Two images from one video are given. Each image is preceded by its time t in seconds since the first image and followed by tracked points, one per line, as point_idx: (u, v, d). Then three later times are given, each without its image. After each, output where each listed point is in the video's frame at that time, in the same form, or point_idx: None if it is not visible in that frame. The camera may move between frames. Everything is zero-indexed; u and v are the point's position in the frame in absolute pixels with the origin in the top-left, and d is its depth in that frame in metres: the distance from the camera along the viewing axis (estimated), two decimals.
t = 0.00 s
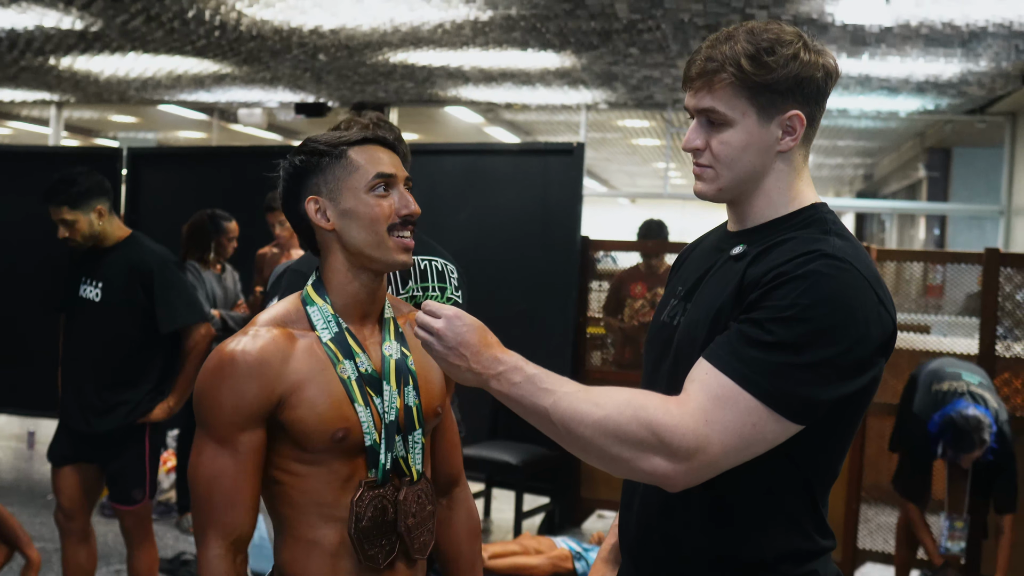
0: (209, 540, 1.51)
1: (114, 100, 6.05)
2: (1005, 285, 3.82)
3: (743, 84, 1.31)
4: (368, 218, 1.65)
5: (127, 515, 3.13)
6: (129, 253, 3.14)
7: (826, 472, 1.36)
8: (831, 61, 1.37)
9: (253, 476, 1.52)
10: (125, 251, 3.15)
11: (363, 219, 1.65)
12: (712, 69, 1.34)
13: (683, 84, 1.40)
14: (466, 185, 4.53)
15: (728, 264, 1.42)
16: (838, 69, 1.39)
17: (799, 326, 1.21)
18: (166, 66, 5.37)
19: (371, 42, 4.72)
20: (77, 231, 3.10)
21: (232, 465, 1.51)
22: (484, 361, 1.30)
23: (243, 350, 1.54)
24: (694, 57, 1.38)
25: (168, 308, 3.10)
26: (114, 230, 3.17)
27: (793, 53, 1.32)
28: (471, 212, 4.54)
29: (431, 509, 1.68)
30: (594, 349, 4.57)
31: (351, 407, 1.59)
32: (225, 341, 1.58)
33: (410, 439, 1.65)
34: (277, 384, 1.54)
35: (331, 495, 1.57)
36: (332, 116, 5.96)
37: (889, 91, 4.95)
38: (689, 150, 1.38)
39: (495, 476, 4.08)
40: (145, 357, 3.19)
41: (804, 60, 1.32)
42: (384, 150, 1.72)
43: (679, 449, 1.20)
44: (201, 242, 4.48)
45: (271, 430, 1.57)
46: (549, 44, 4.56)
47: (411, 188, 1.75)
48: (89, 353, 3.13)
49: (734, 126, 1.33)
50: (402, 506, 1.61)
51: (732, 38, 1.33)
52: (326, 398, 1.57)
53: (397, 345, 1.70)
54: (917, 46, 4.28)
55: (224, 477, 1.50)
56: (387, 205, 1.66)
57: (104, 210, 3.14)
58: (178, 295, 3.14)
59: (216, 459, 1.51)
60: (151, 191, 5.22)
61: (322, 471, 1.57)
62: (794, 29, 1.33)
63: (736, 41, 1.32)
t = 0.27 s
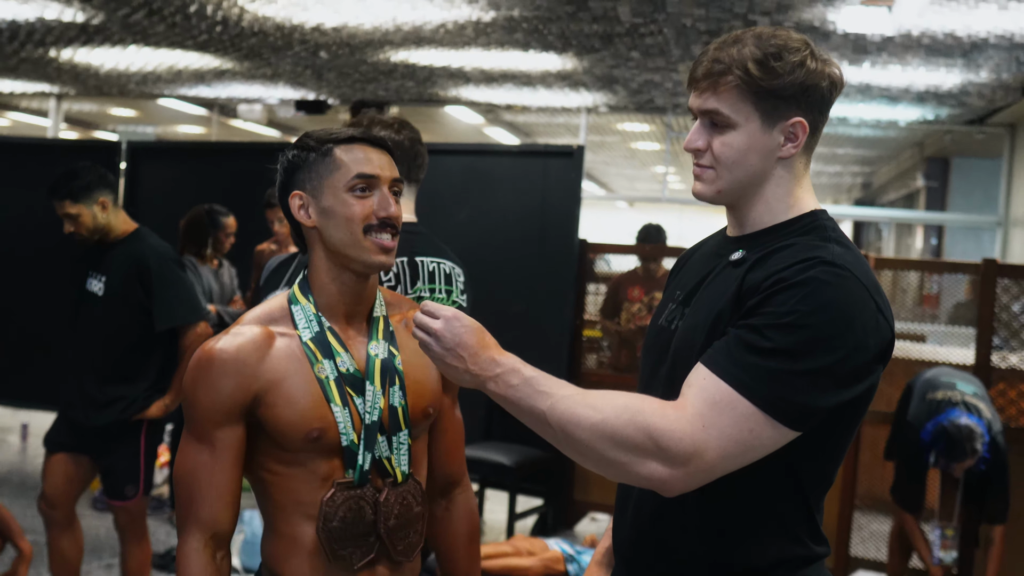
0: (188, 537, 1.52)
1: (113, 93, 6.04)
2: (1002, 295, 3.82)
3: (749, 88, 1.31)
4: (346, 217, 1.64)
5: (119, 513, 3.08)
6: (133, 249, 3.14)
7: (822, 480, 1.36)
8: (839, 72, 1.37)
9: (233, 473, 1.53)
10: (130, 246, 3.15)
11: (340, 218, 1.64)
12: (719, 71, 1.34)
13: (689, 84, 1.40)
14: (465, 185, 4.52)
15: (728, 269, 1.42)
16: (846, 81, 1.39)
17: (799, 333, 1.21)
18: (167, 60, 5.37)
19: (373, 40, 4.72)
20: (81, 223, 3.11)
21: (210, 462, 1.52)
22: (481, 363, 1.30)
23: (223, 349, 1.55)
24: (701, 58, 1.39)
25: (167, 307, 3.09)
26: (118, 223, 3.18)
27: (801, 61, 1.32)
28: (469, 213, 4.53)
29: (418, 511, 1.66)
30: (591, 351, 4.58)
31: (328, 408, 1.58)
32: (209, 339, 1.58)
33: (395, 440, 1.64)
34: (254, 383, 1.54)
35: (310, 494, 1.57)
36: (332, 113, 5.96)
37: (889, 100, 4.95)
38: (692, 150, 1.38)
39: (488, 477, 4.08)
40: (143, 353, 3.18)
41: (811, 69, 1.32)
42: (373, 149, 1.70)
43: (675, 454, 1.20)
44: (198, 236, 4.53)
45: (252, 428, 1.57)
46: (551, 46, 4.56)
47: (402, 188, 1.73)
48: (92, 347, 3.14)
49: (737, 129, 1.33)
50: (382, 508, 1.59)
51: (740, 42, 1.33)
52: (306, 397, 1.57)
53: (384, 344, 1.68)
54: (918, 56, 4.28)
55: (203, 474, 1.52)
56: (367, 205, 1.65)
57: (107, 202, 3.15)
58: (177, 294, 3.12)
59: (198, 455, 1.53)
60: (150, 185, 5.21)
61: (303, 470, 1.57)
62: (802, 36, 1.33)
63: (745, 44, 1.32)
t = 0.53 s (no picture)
0: (180, 527, 1.54)
1: (113, 86, 6.04)
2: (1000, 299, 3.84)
3: (753, 87, 1.31)
4: (329, 205, 1.64)
5: (115, 508, 3.08)
6: (137, 244, 3.13)
7: (816, 480, 1.36)
8: (841, 72, 1.38)
9: (221, 463, 1.55)
10: (135, 240, 3.15)
11: (324, 206, 1.64)
12: (723, 68, 1.34)
13: (693, 81, 1.41)
14: (464, 183, 4.52)
15: (727, 267, 1.42)
16: (848, 81, 1.40)
17: (797, 333, 1.21)
18: (167, 54, 5.36)
19: (374, 37, 4.72)
20: (86, 216, 3.11)
21: (198, 451, 1.54)
22: (477, 359, 1.31)
23: (210, 340, 1.56)
24: (705, 55, 1.39)
25: (168, 303, 3.07)
26: (123, 215, 3.18)
27: (805, 61, 1.32)
28: (468, 210, 4.53)
29: (404, 506, 1.64)
30: (588, 351, 4.58)
31: (308, 400, 1.57)
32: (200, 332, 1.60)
33: (378, 434, 1.61)
34: (235, 374, 1.55)
35: (290, 487, 1.56)
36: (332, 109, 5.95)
37: (889, 103, 4.96)
38: (693, 148, 1.39)
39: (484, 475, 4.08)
40: (143, 348, 3.17)
41: (815, 68, 1.32)
42: (359, 138, 1.70)
43: (673, 451, 1.21)
44: (197, 231, 4.52)
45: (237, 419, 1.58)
46: (552, 45, 4.56)
47: (391, 177, 1.71)
48: (94, 340, 3.14)
49: (740, 127, 1.33)
50: (362, 502, 1.58)
51: (744, 40, 1.34)
52: (287, 388, 1.57)
53: (371, 337, 1.67)
54: (919, 59, 4.28)
55: (192, 464, 1.54)
56: (350, 192, 1.64)
57: (111, 194, 3.15)
58: (178, 289, 3.10)
59: (186, 445, 1.55)
60: (149, 179, 5.21)
61: (285, 462, 1.56)
62: (806, 37, 1.34)
63: (751, 42, 1.33)
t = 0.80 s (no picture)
0: (168, 519, 1.54)
1: (113, 84, 6.03)
2: (1000, 297, 3.84)
3: (752, 83, 1.31)
4: (333, 202, 1.64)
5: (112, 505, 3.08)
6: (136, 241, 3.12)
7: (812, 478, 1.36)
8: (842, 71, 1.38)
9: (213, 459, 1.55)
10: (134, 237, 3.14)
11: (328, 204, 1.64)
12: (723, 64, 1.34)
13: (692, 77, 1.41)
14: (465, 181, 4.52)
15: (724, 264, 1.42)
16: (848, 80, 1.40)
17: (794, 330, 1.21)
18: (166, 52, 5.35)
19: (373, 34, 4.71)
20: (85, 213, 3.09)
21: (191, 445, 1.54)
22: (473, 355, 1.30)
23: (210, 335, 1.57)
24: (705, 52, 1.39)
25: (167, 300, 3.07)
26: (121, 213, 3.17)
27: (806, 58, 1.32)
28: (468, 208, 4.53)
29: (399, 506, 1.64)
30: (587, 349, 4.58)
31: (304, 398, 1.57)
32: (198, 326, 1.61)
33: (374, 433, 1.61)
34: (232, 370, 1.56)
35: (284, 484, 1.57)
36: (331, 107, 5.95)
37: (889, 101, 4.95)
38: (691, 144, 1.38)
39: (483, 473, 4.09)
40: (142, 344, 3.17)
41: (816, 66, 1.32)
42: (367, 137, 1.70)
43: (668, 448, 1.21)
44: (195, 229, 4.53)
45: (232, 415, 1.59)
46: (551, 42, 4.55)
47: (396, 177, 1.71)
48: (92, 338, 3.14)
49: (738, 123, 1.33)
50: (357, 500, 1.57)
51: (744, 36, 1.34)
52: (285, 384, 1.57)
53: (370, 336, 1.67)
54: (919, 57, 4.28)
55: (184, 460, 1.53)
56: (356, 191, 1.64)
57: (110, 190, 3.13)
58: (178, 287, 3.09)
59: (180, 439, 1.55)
60: (148, 177, 5.21)
61: (279, 459, 1.57)
62: (807, 34, 1.34)
63: (750, 38, 1.33)
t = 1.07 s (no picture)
0: (167, 517, 1.54)
1: (110, 89, 6.03)
2: (999, 291, 3.83)
3: (747, 79, 1.31)
4: (340, 205, 1.64)
5: (111, 508, 3.10)
6: (125, 243, 3.13)
7: (809, 474, 1.36)
8: (836, 68, 1.39)
9: (213, 459, 1.55)
10: (122, 241, 3.14)
11: (335, 206, 1.64)
12: (717, 59, 1.34)
13: (686, 73, 1.40)
14: (463, 181, 4.52)
15: (718, 261, 1.42)
16: (842, 76, 1.40)
17: (789, 327, 1.21)
18: (162, 56, 5.35)
19: (369, 36, 4.71)
20: (75, 218, 3.10)
21: (192, 444, 1.54)
22: (469, 356, 1.30)
23: (214, 334, 1.57)
24: (699, 46, 1.38)
25: (155, 301, 3.08)
26: (110, 217, 3.16)
27: (800, 54, 1.32)
28: (466, 208, 4.53)
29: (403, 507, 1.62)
30: (587, 347, 4.58)
31: (306, 399, 1.57)
32: (200, 325, 1.60)
33: (377, 434, 1.61)
34: (234, 370, 1.55)
35: (285, 484, 1.57)
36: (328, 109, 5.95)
37: (886, 96, 4.95)
38: (685, 140, 1.38)
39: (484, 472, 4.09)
40: (133, 346, 3.15)
41: (810, 61, 1.33)
42: (373, 140, 1.70)
43: (664, 446, 1.21)
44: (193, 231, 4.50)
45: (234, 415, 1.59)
46: (547, 41, 4.55)
47: (402, 180, 1.71)
48: (84, 340, 3.12)
49: (732, 119, 1.33)
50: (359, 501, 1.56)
51: (738, 31, 1.33)
52: (287, 385, 1.56)
53: (373, 338, 1.66)
54: (915, 51, 4.28)
55: (185, 457, 1.54)
56: (363, 194, 1.64)
57: (99, 196, 3.14)
58: (166, 288, 3.10)
59: (181, 438, 1.55)
60: (146, 181, 5.21)
61: (280, 460, 1.57)
62: (801, 29, 1.34)
63: (744, 34, 1.32)
